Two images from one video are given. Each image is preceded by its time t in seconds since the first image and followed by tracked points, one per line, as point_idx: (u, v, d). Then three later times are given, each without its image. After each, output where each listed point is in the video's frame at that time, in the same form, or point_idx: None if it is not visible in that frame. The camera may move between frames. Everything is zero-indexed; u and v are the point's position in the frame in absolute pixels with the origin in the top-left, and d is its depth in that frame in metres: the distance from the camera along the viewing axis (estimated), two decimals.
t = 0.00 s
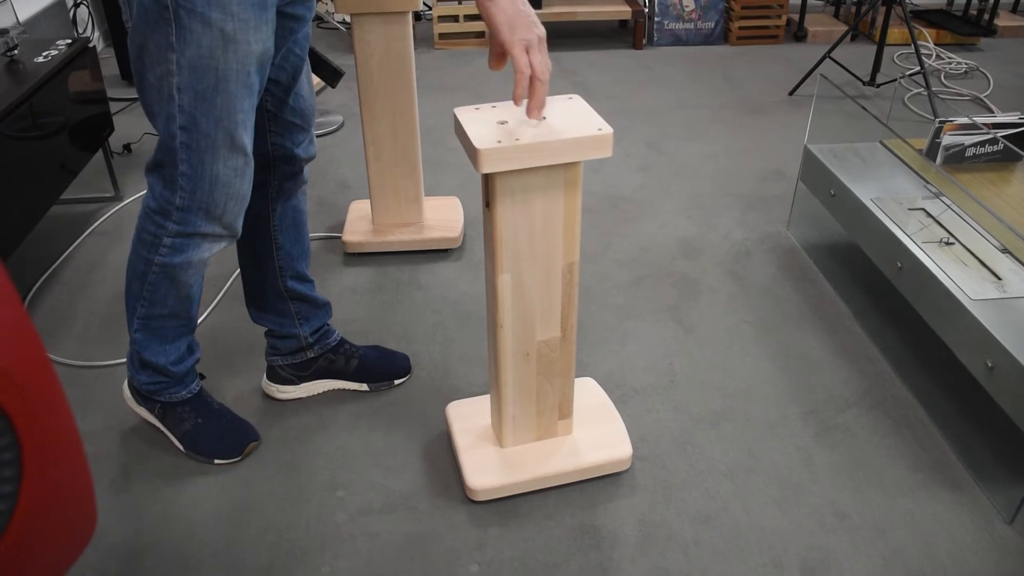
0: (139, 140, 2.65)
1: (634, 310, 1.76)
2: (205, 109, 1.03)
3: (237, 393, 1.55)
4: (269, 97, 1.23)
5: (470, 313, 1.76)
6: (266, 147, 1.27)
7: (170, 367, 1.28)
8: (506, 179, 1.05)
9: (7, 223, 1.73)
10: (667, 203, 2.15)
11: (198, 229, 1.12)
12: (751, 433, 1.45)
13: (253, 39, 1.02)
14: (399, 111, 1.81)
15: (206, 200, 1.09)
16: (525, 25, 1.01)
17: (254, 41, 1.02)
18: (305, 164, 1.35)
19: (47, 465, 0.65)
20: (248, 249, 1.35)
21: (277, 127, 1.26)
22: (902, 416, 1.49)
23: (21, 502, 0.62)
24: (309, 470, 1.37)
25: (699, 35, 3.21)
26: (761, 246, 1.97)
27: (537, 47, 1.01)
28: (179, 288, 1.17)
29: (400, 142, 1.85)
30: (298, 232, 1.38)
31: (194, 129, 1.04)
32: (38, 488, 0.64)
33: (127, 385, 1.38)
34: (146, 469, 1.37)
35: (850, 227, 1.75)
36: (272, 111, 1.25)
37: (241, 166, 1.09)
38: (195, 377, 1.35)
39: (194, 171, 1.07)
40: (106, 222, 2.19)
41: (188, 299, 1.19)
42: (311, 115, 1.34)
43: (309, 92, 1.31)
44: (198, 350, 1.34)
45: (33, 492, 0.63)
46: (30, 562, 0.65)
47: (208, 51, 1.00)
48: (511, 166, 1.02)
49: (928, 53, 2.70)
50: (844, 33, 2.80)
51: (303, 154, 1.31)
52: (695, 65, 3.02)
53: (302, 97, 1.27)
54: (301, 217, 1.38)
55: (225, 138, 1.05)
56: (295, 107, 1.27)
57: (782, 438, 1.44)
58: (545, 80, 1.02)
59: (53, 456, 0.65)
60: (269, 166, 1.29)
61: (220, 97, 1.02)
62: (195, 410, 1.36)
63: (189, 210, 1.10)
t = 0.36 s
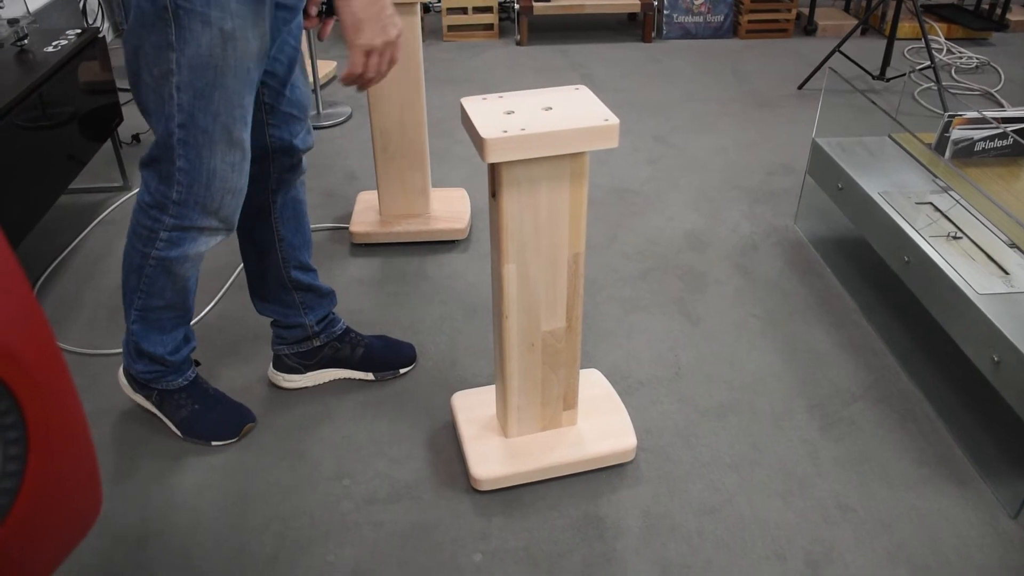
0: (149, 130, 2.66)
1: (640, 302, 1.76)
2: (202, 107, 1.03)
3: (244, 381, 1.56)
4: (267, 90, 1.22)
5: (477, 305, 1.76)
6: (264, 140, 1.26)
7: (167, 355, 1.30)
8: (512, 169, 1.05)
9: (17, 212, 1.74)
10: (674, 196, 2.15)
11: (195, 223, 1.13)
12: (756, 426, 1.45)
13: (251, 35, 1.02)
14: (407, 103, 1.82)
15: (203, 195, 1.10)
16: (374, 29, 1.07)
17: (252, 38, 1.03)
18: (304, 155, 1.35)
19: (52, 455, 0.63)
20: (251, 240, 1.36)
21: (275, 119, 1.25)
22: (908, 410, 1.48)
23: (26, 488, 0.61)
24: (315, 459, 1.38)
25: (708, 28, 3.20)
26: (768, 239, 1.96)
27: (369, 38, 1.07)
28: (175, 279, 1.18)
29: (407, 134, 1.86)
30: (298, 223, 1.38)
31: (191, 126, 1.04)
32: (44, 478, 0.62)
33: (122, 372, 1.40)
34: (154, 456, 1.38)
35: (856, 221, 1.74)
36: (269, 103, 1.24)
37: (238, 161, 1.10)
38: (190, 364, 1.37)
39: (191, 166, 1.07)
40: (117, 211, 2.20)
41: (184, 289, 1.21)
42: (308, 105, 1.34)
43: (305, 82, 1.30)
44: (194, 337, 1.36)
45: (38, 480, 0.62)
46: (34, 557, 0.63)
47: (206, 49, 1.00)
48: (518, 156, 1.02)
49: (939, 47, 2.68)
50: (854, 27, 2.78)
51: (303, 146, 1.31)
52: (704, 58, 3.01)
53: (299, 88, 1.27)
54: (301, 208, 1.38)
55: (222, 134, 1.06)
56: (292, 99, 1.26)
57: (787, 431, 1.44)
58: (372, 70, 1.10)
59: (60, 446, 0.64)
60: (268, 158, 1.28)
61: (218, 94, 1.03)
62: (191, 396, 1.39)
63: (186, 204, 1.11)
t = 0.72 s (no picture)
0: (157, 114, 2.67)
1: (646, 289, 1.77)
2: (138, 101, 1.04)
3: (252, 364, 1.58)
4: (247, 82, 1.21)
5: (483, 290, 1.77)
6: (251, 133, 1.26)
7: (161, 339, 1.33)
8: (518, 154, 1.06)
9: (26, 193, 1.75)
10: (681, 183, 2.15)
11: (149, 205, 1.16)
12: (759, 412, 1.46)
13: (184, 33, 1.01)
14: (414, 88, 1.82)
15: (153, 180, 1.12)
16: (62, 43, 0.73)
17: (184, 36, 1.01)
18: (296, 144, 1.34)
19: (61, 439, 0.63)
20: (250, 230, 1.36)
21: (259, 110, 1.24)
22: (912, 398, 1.49)
23: (32, 467, 0.60)
24: (321, 442, 1.40)
25: (718, 15, 3.18)
26: (775, 227, 1.96)
27: (64, 68, 0.74)
28: (144, 260, 1.22)
29: (415, 119, 1.86)
30: (296, 210, 1.38)
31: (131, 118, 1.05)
32: (50, 461, 0.62)
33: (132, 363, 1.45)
34: (162, 436, 1.40)
35: (863, 209, 1.74)
36: (252, 95, 1.22)
37: (184, 150, 1.11)
38: (190, 347, 1.40)
39: (138, 153, 1.09)
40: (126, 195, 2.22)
41: (157, 270, 1.24)
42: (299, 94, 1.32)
43: (290, 71, 1.28)
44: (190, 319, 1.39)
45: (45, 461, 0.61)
46: (34, 539, 0.62)
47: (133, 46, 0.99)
48: (524, 141, 1.03)
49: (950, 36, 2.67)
50: (865, 15, 2.77)
51: (291, 136, 1.30)
52: (713, 46, 3.00)
53: (283, 79, 1.25)
54: (298, 196, 1.38)
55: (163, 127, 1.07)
56: (276, 89, 1.25)
57: (791, 418, 1.45)
58: (102, 104, 0.76)
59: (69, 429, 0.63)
60: (257, 150, 1.28)
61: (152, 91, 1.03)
62: (195, 380, 1.41)
63: (139, 187, 1.13)
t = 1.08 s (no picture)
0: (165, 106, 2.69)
1: (648, 284, 1.78)
2: (90, 101, 1.07)
3: (255, 355, 1.60)
4: (212, 86, 1.23)
5: (485, 283, 1.78)
6: (224, 135, 1.27)
7: (161, 330, 1.36)
8: (516, 149, 1.07)
9: (31, 184, 1.77)
10: (684, 178, 2.15)
11: (123, 199, 1.19)
12: (758, 407, 1.47)
13: (121, 30, 1.05)
14: (418, 81, 1.83)
15: (120, 172, 1.16)
16: None
17: (121, 33, 1.05)
18: (276, 143, 1.35)
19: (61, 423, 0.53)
20: (241, 228, 1.38)
21: (228, 112, 1.25)
22: (910, 395, 1.49)
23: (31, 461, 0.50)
24: (322, 431, 1.42)
25: (726, 10, 3.17)
26: (778, 223, 1.97)
27: None
28: (132, 256, 1.25)
29: (420, 113, 1.87)
30: (282, 206, 1.39)
31: (86, 117, 1.09)
32: (51, 449, 0.52)
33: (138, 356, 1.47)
34: (165, 425, 1.43)
35: (865, 206, 1.75)
36: (218, 98, 1.24)
37: (144, 140, 1.15)
38: (193, 337, 1.43)
39: (98, 150, 1.13)
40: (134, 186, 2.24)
41: (147, 263, 1.27)
42: (274, 92, 1.33)
43: (259, 71, 1.28)
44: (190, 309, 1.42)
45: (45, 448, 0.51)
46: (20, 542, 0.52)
47: (75, 50, 1.03)
48: (524, 135, 1.04)
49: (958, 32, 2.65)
50: (873, 9, 2.76)
51: (266, 135, 1.31)
52: (720, 40, 3.00)
53: (252, 79, 1.26)
54: (284, 191, 1.39)
55: (117, 121, 1.10)
56: (244, 90, 1.25)
57: (788, 412, 1.46)
58: None
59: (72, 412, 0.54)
60: (233, 151, 1.29)
61: (99, 90, 1.07)
62: (200, 368, 1.43)
63: (110, 183, 1.17)
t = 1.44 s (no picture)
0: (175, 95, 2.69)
1: (656, 277, 1.78)
2: (90, 93, 1.08)
3: (263, 345, 1.61)
4: (208, 76, 1.23)
5: (492, 274, 1.79)
6: (222, 124, 1.28)
7: (169, 320, 1.38)
8: (524, 142, 1.08)
9: (36, 176, 1.78)
10: (693, 171, 2.15)
11: (127, 190, 1.20)
12: (763, 400, 1.48)
13: (118, 20, 1.05)
14: (428, 73, 1.83)
15: (123, 164, 1.17)
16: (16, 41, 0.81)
17: (118, 23, 1.05)
18: (273, 131, 1.35)
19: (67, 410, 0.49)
20: (240, 217, 1.39)
21: (225, 101, 1.26)
22: (916, 390, 1.49)
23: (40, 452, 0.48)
24: (329, 421, 1.43)
25: (737, 3, 3.16)
26: (786, 217, 1.97)
27: (2, 76, 0.82)
28: (137, 247, 1.26)
29: (429, 104, 1.88)
30: (280, 195, 1.40)
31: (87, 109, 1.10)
32: (61, 439, 0.49)
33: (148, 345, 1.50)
34: (173, 414, 1.44)
35: (873, 201, 1.74)
36: (215, 88, 1.24)
37: (145, 131, 1.15)
38: (202, 326, 1.45)
39: (101, 142, 1.13)
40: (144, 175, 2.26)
41: (153, 254, 1.29)
42: (269, 79, 1.33)
43: (254, 59, 1.28)
44: (198, 298, 1.44)
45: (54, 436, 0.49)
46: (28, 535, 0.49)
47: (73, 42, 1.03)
48: (529, 130, 1.04)
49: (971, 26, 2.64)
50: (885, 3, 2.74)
51: (263, 123, 1.31)
52: (731, 33, 2.99)
53: (247, 67, 1.26)
54: (282, 180, 1.40)
55: (118, 113, 1.11)
56: (239, 78, 1.25)
57: (793, 407, 1.46)
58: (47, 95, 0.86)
59: (78, 398, 0.50)
60: (231, 140, 1.30)
61: (99, 82, 1.07)
62: (210, 357, 1.45)
63: (113, 174, 1.18)
